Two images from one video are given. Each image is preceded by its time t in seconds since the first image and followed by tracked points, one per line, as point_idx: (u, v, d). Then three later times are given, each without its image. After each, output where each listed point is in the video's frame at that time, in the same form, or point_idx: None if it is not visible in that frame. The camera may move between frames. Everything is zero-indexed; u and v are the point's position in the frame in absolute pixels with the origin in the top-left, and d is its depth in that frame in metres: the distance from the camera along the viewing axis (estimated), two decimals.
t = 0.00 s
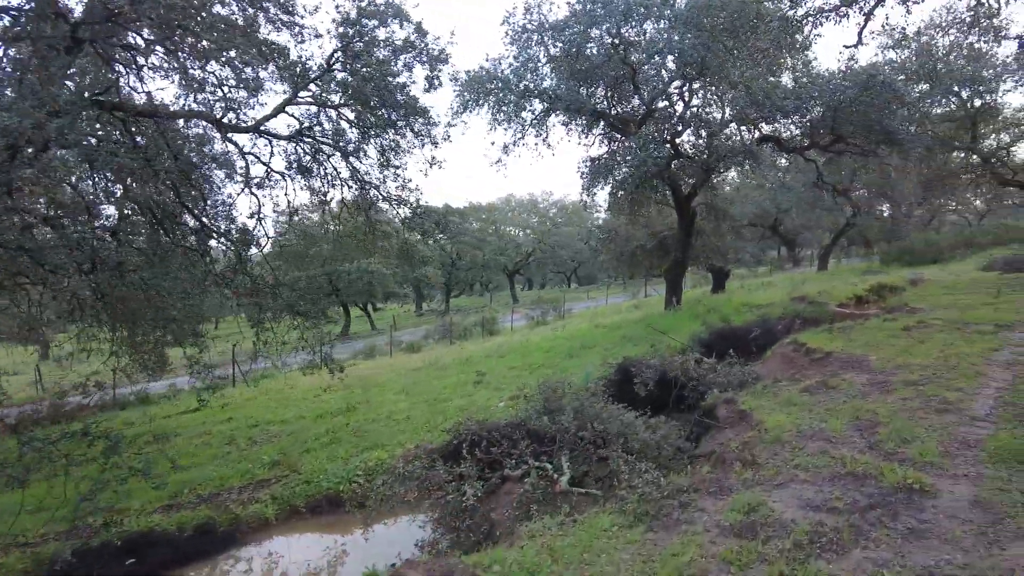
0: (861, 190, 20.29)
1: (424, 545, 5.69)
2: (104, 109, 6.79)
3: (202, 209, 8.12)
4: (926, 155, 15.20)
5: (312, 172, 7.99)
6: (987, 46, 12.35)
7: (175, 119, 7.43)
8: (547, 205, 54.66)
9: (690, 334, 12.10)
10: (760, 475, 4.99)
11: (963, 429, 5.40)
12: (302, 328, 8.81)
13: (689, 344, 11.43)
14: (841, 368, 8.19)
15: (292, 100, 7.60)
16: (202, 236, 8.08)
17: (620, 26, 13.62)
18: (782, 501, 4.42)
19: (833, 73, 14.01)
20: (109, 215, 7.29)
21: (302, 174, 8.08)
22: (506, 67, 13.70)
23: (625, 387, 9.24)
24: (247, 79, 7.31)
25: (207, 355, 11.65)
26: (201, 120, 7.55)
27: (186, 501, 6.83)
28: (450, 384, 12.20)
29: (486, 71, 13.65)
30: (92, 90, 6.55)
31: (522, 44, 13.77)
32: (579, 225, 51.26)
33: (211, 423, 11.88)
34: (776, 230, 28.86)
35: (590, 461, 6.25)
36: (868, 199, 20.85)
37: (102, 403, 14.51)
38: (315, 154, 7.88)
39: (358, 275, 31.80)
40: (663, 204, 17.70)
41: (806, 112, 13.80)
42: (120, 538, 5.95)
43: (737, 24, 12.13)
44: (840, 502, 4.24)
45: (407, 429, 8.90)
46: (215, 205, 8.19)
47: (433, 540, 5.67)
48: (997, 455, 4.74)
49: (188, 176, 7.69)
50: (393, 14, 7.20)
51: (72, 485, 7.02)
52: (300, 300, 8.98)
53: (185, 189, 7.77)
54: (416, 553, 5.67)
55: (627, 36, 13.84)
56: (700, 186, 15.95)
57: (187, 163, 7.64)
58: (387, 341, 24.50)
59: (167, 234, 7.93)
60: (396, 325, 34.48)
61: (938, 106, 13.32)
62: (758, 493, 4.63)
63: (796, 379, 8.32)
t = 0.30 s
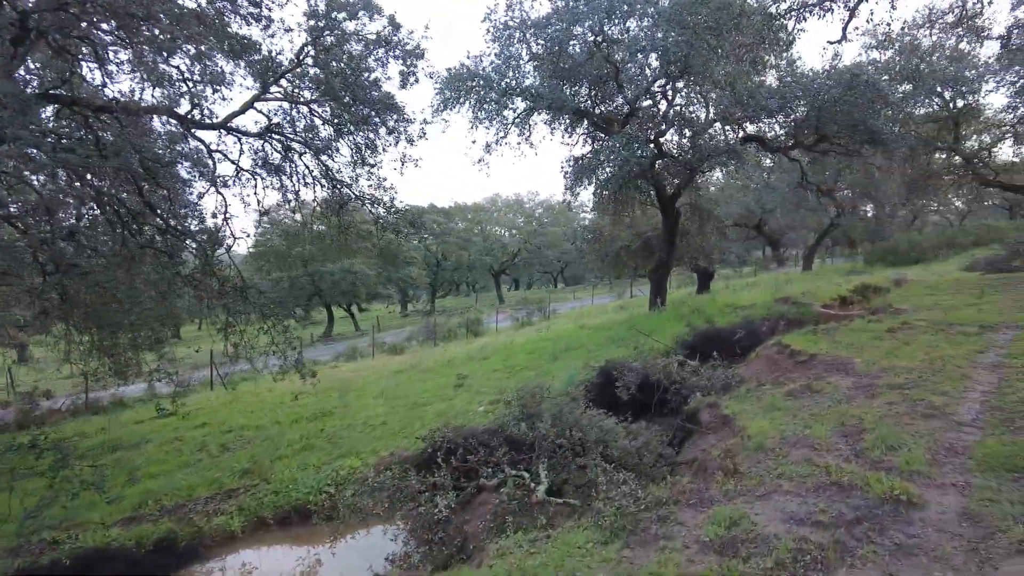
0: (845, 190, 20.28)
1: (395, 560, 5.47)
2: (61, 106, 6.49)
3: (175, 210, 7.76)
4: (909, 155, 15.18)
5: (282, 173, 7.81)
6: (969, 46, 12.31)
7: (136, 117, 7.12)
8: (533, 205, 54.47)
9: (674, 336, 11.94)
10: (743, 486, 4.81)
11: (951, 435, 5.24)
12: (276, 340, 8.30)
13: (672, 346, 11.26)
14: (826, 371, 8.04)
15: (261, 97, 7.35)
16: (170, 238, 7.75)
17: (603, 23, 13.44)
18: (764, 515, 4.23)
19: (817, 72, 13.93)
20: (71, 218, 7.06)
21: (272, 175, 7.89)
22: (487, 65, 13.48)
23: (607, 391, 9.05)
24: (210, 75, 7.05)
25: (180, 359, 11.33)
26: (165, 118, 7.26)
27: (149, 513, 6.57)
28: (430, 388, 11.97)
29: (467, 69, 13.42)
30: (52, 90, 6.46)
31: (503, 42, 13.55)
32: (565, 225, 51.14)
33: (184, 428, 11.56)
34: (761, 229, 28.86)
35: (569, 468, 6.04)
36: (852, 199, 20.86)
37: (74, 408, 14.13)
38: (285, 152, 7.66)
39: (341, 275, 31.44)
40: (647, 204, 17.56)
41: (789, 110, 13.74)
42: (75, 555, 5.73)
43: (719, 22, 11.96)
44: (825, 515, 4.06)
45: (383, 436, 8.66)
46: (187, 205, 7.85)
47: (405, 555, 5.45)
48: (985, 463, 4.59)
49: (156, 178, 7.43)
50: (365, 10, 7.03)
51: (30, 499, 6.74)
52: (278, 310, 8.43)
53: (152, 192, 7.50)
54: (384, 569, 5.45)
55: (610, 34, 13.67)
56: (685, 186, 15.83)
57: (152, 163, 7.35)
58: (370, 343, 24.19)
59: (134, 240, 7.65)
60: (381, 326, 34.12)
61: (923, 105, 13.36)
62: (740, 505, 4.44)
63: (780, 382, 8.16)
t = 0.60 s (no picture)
0: (832, 190, 20.19)
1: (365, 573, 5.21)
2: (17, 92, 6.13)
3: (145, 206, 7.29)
4: (897, 154, 15.08)
5: (252, 166, 7.55)
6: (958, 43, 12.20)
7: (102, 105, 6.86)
8: (521, 204, 54.22)
9: (660, 336, 11.72)
10: (730, 494, 4.57)
11: (946, 441, 5.02)
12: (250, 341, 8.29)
13: (658, 346, 11.04)
14: (815, 372, 7.84)
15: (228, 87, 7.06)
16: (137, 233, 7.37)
17: (589, 18, 13.19)
18: (754, 526, 3.98)
19: (805, 69, 13.79)
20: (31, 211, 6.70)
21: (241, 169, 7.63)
22: (471, 59, 13.20)
23: (590, 393, 8.80)
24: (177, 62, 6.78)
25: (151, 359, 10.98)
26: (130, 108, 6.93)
27: (108, 523, 6.22)
28: (410, 389, 11.68)
29: (451, 63, 13.15)
30: (9, 75, 6.17)
31: (488, 36, 13.25)
32: (553, 225, 50.93)
33: (155, 431, 11.19)
34: (749, 229, 28.77)
35: (548, 475, 5.79)
36: (839, 198, 20.78)
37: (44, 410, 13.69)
38: (255, 145, 7.40)
39: (326, 274, 31.01)
40: (634, 202, 17.35)
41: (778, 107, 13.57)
42: (20, 571, 5.35)
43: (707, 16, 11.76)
44: (818, 528, 3.82)
45: (359, 440, 8.37)
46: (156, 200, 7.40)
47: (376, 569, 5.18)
48: (983, 470, 4.38)
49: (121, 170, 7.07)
50: None
51: None
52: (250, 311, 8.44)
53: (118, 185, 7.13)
54: None
55: (595, 29, 13.43)
56: (672, 185, 15.64)
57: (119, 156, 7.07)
58: (354, 343, 23.81)
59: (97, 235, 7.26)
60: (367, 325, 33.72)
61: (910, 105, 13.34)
62: (727, 516, 4.19)
63: (768, 383, 7.94)
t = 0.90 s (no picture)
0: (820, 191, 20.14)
1: None
2: None
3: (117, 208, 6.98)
4: (886, 156, 15.02)
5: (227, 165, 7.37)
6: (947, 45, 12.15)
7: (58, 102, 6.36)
8: (510, 204, 54.02)
9: (648, 339, 11.54)
10: (718, 509, 4.39)
11: (940, 451, 4.87)
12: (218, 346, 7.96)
13: (646, 349, 10.89)
14: (803, 378, 7.70)
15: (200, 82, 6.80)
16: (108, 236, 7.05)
17: (576, 15, 13.01)
18: (742, 545, 3.80)
19: (794, 69, 13.69)
20: None
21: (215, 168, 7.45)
22: (457, 57, 12.98)
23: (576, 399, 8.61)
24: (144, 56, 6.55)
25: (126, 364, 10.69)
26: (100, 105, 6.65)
27: (71, 538, 5.96)
28: (393, 393, 11.46)
29: (436, 60, 12.93)
30: None
31: (474, 33, 13.02)
32: (542, 225, 50.75)
33: (131, 437, 10.91)
34: (738, 230, 28.73)
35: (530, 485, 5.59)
36: (827, 200, 20.75)
37: (17, 415, 13.34)
38: (228, 143, 7.15)
39: (312, 274, 30.66)
40: (623, 203, 17.19)
41: (768, 107, 13.47)
42: None
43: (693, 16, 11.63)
44: (809, 547, 3.64)
45: (339, 448, 8.14)
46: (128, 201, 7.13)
47: None
48: (979, 483, 4.22)
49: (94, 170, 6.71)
50: None
51: None
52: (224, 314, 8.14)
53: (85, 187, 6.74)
54: None
55: (582, 26, 13.25)
56: (661, 186, 15.49)
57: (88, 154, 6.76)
58: (339, 345, 23.49)
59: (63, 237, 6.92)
60: (354, 326, 33.39)
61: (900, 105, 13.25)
62: (715, 533, 4.01)
63: (757, 388, 7.78)
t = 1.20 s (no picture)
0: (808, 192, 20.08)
1: None
2: None
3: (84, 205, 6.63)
4: (873, 156, 14.96)
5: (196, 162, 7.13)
6: (934, 44, 12.08)
7: (16, 90, 5.86)
8: (499, 205, 53.83)
9: (634, 341, 11.37)
10: (699, 517, 4.21)
11: (929, 455, 4.71)
12: (188, 348, 7.72)
13: (631, 351, 10.73)
14: (789, 379, 7.55)
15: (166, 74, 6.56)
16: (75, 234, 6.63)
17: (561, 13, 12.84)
18: (723, 557, 3.61)
19: (781, 68, 13.59)
20: None
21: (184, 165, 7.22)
22: (441, 54, 12.78)
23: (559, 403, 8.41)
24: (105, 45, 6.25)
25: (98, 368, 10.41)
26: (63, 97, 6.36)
27: (27, 550, 5.69)
28: (375, 396, 11.23)
29: (418, 58, 12.73)
30: None
31: (458, 30, 12.82)
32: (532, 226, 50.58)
33: (104, 442, 10.62)
34: (726, 232, 28.68)
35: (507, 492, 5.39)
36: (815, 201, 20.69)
37: None
38: (196, 138, 6.92)
39: (297, 276, 30.33)
40: (609, 203, 17.03)
41: (755, 107, 13.35)
42: None
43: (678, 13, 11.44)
44: (793, 559, 3.45)
45: (314, 454, 7.91)
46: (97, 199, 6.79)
47: None
48: (969, 489, 4.06)
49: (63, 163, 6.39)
50: None
51: None
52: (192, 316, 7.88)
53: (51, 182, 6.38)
54: None
55: (567, 24, 13.09)
56: (648, 186, 15.34)
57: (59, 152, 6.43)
58: (324, 347, 23.19)
59: (26, 234, 6.54)
60: (340, 328, 33.08)
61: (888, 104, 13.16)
62: (696, 544, 3.82)
63: (742, 391, 7.62)
